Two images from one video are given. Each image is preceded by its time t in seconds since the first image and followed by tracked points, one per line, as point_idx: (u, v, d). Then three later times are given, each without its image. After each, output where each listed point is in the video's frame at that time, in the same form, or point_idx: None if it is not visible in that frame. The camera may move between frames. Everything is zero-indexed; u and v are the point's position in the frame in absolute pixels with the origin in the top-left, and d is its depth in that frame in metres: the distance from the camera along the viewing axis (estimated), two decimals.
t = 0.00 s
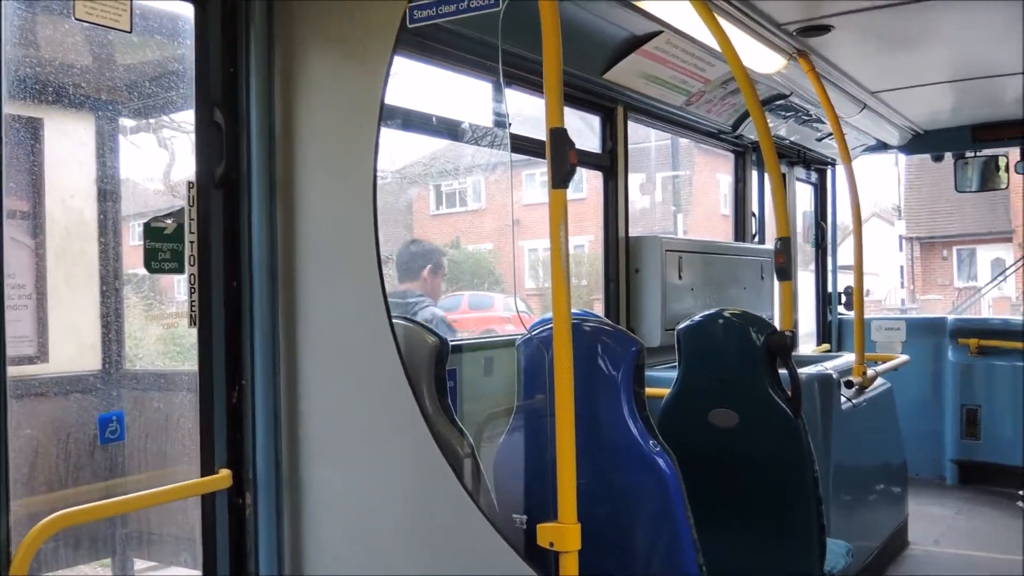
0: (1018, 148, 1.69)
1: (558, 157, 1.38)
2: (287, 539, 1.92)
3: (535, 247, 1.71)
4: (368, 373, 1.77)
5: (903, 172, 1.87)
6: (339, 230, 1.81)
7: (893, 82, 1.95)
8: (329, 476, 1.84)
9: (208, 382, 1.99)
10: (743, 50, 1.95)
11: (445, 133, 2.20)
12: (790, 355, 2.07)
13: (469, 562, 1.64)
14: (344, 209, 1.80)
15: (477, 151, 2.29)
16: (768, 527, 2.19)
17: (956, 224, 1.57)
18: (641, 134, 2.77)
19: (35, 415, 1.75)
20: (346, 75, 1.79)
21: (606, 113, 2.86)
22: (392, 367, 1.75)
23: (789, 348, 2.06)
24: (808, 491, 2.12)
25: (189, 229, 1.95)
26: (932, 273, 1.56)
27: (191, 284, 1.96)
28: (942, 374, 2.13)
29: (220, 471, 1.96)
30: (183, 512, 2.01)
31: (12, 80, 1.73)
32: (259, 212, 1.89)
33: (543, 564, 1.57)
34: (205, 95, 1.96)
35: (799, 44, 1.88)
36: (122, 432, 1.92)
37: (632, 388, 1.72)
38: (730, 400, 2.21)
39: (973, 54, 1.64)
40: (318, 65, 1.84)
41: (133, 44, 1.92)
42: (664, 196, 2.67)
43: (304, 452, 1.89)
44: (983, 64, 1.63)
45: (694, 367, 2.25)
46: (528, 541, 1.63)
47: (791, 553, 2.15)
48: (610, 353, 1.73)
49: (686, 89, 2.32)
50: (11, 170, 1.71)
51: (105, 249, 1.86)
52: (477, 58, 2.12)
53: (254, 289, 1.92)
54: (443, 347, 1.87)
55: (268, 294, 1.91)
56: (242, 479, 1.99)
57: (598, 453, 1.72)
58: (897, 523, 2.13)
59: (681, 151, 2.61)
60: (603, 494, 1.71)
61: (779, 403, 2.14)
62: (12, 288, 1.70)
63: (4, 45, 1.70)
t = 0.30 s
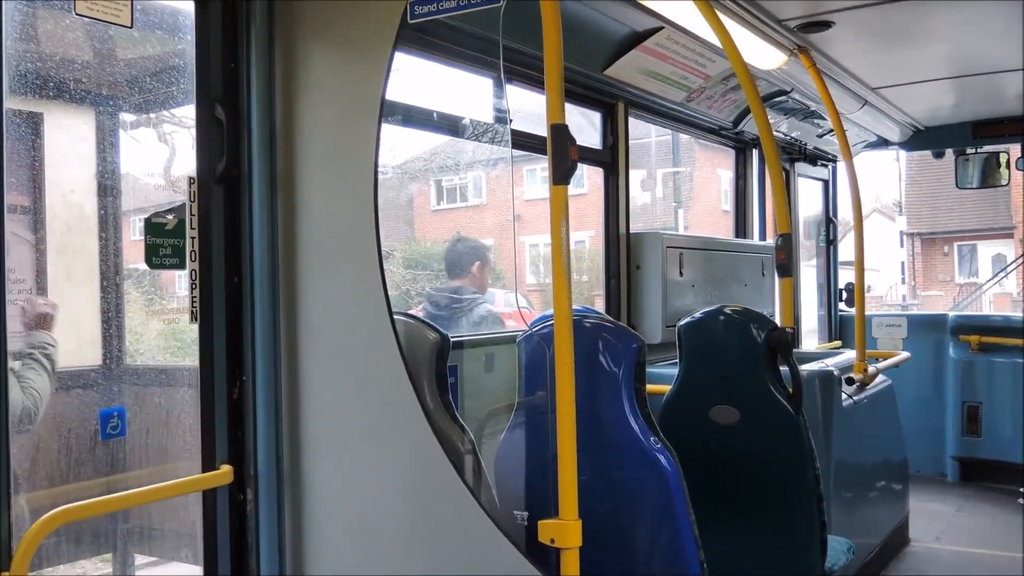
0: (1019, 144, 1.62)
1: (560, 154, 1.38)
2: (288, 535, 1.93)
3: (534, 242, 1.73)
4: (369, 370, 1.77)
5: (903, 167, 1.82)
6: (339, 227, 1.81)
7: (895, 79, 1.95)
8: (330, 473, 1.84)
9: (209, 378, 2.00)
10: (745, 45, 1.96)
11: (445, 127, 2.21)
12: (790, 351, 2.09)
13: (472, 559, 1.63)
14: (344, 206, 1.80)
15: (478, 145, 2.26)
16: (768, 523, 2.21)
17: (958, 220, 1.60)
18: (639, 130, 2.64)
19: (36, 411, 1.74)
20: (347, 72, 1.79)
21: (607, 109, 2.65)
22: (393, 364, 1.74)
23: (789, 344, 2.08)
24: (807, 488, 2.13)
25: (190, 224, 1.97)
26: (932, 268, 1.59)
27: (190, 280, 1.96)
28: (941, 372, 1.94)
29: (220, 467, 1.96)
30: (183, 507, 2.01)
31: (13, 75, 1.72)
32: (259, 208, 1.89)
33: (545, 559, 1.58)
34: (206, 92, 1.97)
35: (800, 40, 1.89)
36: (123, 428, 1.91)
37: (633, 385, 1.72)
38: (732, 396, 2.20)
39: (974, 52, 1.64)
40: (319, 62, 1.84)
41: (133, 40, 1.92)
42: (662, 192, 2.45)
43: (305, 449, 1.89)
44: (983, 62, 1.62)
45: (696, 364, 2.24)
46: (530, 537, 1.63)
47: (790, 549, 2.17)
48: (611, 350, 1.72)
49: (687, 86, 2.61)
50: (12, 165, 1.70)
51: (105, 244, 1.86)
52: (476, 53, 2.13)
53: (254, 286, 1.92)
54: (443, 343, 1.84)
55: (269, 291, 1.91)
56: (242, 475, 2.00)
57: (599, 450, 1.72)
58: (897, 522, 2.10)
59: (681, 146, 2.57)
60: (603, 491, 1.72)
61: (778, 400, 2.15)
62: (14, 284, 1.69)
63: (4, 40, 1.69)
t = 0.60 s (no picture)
0: (1017, 135, 1.79)
1: (559, 146, 1.36)
2: (289, 529, 1.93)
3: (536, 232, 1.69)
4: (369, 362, 1.77)
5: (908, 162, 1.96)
6: (338, 219, 1.81)
7: (894, 70, 1.94)
8: (330, 466, 1.84)
9: (209, 371, 1.97)
10: (745, 37, 1.95)
11: (445, 120, 2.24)
12: (790, 343, 2.07)
13: (472, 552, 1.62)
14: (343, 199, 1.80)
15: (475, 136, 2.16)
16: (769, 515, 2.21)
17: (957, 212, 1.59)
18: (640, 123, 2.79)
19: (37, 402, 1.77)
20: (346, 64, 1.79)
21: (607, 101, 2.89)
22: (393, 356, 1.74)
23: (789, 336, 2.06)
24: (807, 480, 2.13)
25: (191, 217, 1.94)
26: (933, 261, 1.56)
27: (191, 271, 1.94)
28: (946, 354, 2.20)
29: (221, 460, 1.95)
30: (184, 499, 2.01)
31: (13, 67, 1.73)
32: (259, 201, 1.89)
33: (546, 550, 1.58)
34: (205, 83, 1.93)
35: (800, 31, 1.87)
36: (124, 421, 1.93)
37: (633, 377, 1.72)
38: (732, 388, 2.20)
39: (974, 43, 1.63)
40: (319, 54, 1.83)
41: (133, 32, 1.92)
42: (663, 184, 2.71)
43: (305, 442, 1.89)
44: (983, 52, 1.62)
45: (697, 356, 2.25)
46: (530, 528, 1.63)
47: (792, 541, 2.17)
48: (611, 342, 1.73)
49: (687, 77, 2.69)
50: (13, 157, 1.71)
51: (104, 237, 1.88)
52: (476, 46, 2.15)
53: (255, 279, 1.92)
54: (442, 336, 1.90)
55: (270, 285, 1.90)
56: (243, 467, 1.99)
57: (600, 441, 1.72)
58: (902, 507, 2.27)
59: (681, 140, 2.73)
60: (604, 484, 1.72)
61: (780, 392, 2.14)
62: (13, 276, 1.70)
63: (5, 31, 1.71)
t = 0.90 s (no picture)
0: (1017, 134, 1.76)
1: (559, 145, 1.35)
2: (289, 529, 1.93)
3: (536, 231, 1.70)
4: (368, 362, 1.77)
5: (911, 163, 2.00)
6: (337, 220, 1.81)
7: (895, 70, 1.94)
8: (330, 466, 1.84)
9: (208, 372, 1.97)
10: (746, 38, 1.95)
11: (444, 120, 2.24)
12: (790, 343, 2.07)
13: (471, 554, 1.61)
14: (342, 199, 1.80)
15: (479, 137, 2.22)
16: (768, 515, 2.20)
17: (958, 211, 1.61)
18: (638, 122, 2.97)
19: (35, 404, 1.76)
20: (347, 65, 1.79)
21: (607, 101, 2.98)
22: (393, 356, 1.74)
23: (789, 336, 2.06)
24: (806, 479, 2.13)
25: (190, 217, 1.94)
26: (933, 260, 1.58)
27: (190, 273, 1.94)
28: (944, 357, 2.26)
29: (220, 461, 1.95)
30: (184, 500, 2.01)
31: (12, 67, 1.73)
32: (259, 201, 1.89)
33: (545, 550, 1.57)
34: (205, 84, 1.93)
35: (799, 31, 1.87)
36: (122, 422, 1.92)
37: (633, 376, 1.71)
38: (732, 389, 2.20)
39: (974, 43, 1.63)
40: (319, 54, 1.83)
41: (133, 32, 1.92)
42: (664, 184, 2.92)
43: (305, 442, 1.89)
44: (983, 51, 1.61)
45: (697, 356, 2.25)
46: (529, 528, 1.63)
47: (792, 541, 2.17)
48: (611, 341, 1.73)
49: (685, 77, 2.81)
50: (12, 157, 1.71)
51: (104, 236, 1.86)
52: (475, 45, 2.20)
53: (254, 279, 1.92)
54: (442, 336, 1.86)
55: (269, 286, 1.90)
56: (242, 468, 1.99)
57: (600, 441, 1.72)
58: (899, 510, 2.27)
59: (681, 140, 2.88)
60: (604, 483, 1.72)
61: (781, 392, 2.14)
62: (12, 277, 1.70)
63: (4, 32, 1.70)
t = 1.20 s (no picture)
0: (1017, 135, 1.76)
1: (559, 145, 1.35)
2: (289, 528, 1.93)
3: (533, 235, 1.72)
4: (369, 363, 1.77)
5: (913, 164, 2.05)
6: (337, 221, 1.81)
7: (895, 70, 1.94)
8: (330, 466, 1.84)
9: (208, 372, 1.97)
10: (747, 39, 1.95)
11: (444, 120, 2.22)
12: (790, 343, 2.07)
13: (471, 555, 1.61)
14: (342, 199, 1.80)
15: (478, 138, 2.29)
16: (769, 515, 2.20)
17: (958, 211, 1.62)
18: (638, 124, 3.02)
19: (36, 404, 1.77)
20: (347, 65, 1.78)
21: (608, 101, 2.97)
22: (393, 356, 1.74)
23: (789, 337, 2.06)
24: (806, 479, 2.13)
25: (189, 217, 1.93)
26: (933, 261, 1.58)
27: (191, 273, 1.94)
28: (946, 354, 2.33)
29: (220, 461, 1.94)
30: (183, 500, 2.00)
31: (13, 68, 1.73)
32: (259, 201, 1.89)
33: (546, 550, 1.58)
34: (205, 85, 1.93)
35: (799, 31, 1.87)
36: (123, 421, 1.90)
37: (633, 377, 1.71)
38: (733, 390, 2.20)
39: (974, 43, 1.63)
40: (319, 55, 1.83)
41: (133, 32, 1.91)
42: (664, 184, 3.02)
43: (305, 442, 1.89)
44: (984, 51, 1.60)
45: (695, 356, 2.25)
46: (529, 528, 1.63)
47: (792, 540, 2.17)
48: (611, 342, 1.73)
49: (686, 81, 2.91)
50: (12, 157, 1.71)
51: (102, 237, 1.86)
52: (473, 47, 2.19)
53: (254, 279, 1.92)
54: (441, 338, 1.88)
55: (269, 283, 1.90)
56: (242, 468, 1.99)
57: (600, 441, 1.72)
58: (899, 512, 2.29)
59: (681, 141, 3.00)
60: (603, 483, 1.72)
61: (781, 393, 2.14)
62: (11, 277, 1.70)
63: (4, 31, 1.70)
